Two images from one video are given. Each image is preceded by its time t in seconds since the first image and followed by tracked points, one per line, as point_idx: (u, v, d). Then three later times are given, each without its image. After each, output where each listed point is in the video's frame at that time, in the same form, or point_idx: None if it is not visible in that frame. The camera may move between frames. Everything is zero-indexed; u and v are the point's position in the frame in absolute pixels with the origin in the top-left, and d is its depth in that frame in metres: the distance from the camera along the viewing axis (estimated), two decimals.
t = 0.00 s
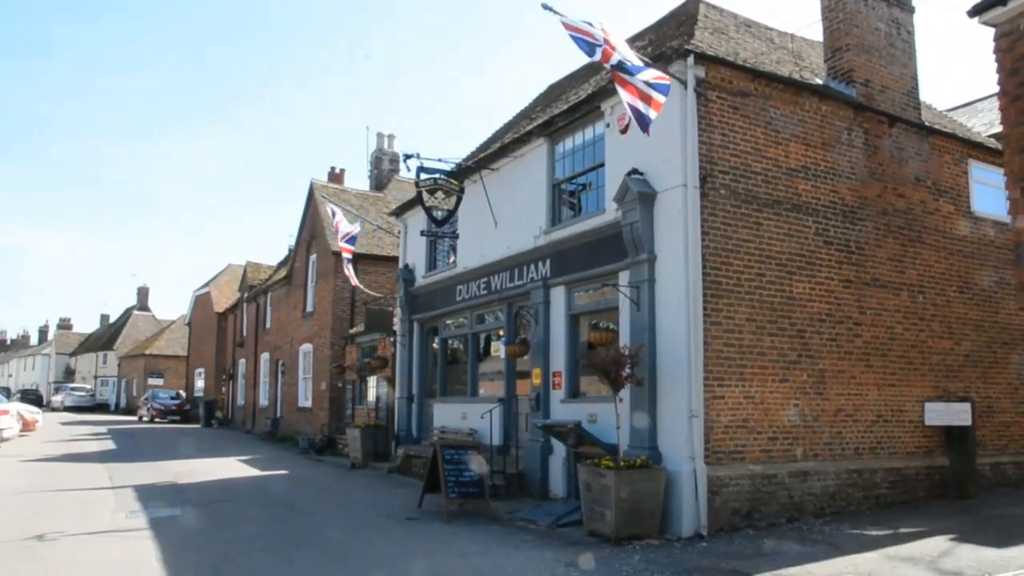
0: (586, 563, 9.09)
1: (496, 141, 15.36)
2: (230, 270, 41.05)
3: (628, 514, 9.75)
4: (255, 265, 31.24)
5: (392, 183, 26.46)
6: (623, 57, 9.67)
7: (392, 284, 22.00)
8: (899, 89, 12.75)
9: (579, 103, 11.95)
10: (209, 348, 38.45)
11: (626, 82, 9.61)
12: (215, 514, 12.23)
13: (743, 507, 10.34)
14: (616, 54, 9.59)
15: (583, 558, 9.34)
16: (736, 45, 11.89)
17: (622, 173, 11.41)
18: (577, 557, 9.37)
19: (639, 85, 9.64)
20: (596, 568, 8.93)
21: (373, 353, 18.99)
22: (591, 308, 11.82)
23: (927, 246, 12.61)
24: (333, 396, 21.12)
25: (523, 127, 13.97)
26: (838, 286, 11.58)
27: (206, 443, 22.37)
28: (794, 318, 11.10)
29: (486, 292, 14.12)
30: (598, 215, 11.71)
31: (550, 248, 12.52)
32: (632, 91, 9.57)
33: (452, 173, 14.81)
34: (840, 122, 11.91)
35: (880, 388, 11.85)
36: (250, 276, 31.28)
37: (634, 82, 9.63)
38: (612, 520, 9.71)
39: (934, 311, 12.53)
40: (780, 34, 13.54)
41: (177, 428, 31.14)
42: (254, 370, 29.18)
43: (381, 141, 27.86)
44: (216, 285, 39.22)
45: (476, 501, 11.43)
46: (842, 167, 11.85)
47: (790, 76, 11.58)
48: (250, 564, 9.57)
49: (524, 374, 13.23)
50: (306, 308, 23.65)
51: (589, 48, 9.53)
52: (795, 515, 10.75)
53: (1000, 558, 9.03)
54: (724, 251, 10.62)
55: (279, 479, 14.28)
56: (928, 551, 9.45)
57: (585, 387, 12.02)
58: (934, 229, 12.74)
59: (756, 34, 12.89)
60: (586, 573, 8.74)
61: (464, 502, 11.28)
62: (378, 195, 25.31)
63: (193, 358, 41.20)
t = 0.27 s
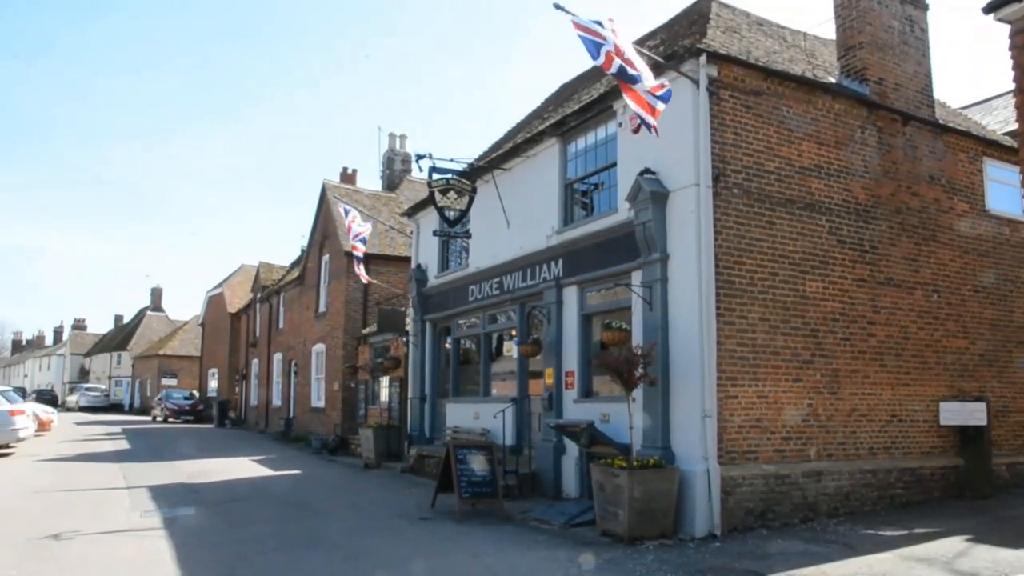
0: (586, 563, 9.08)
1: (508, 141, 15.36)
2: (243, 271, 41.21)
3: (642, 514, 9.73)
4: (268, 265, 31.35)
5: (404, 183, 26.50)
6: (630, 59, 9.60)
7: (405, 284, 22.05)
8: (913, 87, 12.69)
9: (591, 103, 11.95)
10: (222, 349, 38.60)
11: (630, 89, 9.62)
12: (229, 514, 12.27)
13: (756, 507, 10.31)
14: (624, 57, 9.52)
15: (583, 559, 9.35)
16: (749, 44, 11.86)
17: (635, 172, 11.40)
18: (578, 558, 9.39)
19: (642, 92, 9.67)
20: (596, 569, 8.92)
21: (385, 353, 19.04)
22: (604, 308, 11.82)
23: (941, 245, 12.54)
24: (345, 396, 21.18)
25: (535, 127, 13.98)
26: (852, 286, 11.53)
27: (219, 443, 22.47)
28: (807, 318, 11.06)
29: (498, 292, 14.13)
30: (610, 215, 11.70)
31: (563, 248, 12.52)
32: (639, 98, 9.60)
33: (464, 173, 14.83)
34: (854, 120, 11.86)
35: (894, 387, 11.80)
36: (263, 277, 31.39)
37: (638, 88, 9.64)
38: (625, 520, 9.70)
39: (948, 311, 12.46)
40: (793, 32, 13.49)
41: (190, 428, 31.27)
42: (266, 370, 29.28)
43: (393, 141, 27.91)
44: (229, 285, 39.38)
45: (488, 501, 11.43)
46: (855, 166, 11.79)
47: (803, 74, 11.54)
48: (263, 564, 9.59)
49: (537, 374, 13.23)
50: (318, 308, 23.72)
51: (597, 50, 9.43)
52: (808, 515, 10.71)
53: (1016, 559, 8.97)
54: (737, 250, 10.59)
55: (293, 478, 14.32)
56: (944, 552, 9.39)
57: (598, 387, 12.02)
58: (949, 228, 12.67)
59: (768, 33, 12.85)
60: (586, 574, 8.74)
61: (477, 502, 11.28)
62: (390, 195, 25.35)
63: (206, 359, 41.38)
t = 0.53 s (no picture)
0: (586, 563, 9.07)
1: (518, 139, 15.36)
2: (254, 270, 41.33)
3: (653, 513, 9.72)
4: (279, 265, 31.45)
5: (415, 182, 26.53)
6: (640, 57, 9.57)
7: (415, 284, 22.08)
8: (925, 84, 12.63)
9: (601, 101, 11.93)
10: (233, 348, 38.74)
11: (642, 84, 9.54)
12: (241, 513, 12.30)
13: (768, 505, 10.28)
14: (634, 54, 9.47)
15: (583, 559, 9.34)
16: (760, 41, 11.82)
17: (646, 171, 11.38)
18: (579, 558, 9.36)
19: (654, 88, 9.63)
20: (596, 568, 8.91)
21: (396, 352, 19.07)
22: (615, 306, 11.81)
23: (954, 243, 12.48)
24: (356, 396, 21.22)
25: (545, 125, 13.97)
26: (864, 284, 11.48)
27: (231, 442, 22.54)
28: (819, 316, 11.02)
29: (509, 291, 14.14)
30: (621, 214, 11.68)
31: (573, 246, 12.51)
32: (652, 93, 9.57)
33: (474, 172, 14.84)
34: (865, 118, 11.81)
35: (907, 386, 11.75)
36: (273, 276, 31.49)
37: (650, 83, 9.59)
38: (636, 519, 9.68)
39: (961, 309, 12.40)
40: (804, 29, 13.44)
41: (202, 427, 31.37)
42: (278, 369, 29.36)
43: (404, 140, 27.95)
44: (240, 285, 39.51)
45: (499, 500, 11.44)
46: (867, 163, 11.75)
47: (815, 72, 11.50)
48: (275, 562, 9.60)
49: (548, 373, 13.24)
50: (329, 308, 23.78)
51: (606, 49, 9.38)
52: (820, 514, 10.68)
53: None
54: (748, 248, 10.57)
55: (304, 477, 14.35)
56: (957, 551, 9.34)
57: (609, 386, 12.01)
58: (961, 226, 12.61)
59: (779, 30, 12.80)
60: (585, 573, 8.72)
61: (488, 500, 11.29)
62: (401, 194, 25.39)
63: (217, 358, 41.51)
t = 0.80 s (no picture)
0: (584, 563, 9.08)
1: (530, 139, 15.36)
2: (267, 270, 41.48)
3: (666, 512, 9.70)
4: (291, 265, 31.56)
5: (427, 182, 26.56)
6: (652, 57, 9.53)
7: (427, 283, 22.12)
8: (939, 80, 12.55)
9: (613, 100, 11.92)
10: (246, 348, 38.89)
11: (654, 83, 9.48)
12: (254, 512, 12.35)
13: (781, 505, 10.25)
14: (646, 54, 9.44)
15: (582, 559, 9.37)
16: (772, 39, 11.78)
17: (658, 169, 11.36)
18: (577, 557, 9.43)
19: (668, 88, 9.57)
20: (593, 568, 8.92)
21: (408, 352, 19.11)
22: (627, 306, 11.79)
23: (969, 241, 12.40)
24: (369, 395, 21.27)
25: (557, 125, 13.96)
26: (877, 282, 11.42)
27: (244, 442, 22.63)
28: (833, 315, 10.98)
29: (521, 291, 14.14)
30: (633, 212, 11.66)
31: (586, 246, 12.50)
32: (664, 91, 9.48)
33: (486, 172, 14.84)
34: (879, 115, 11.75)
35: (921, 385, 11.68)
36: (286, 277, 31.60)
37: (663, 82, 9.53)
38: (649, 518, 9.66)
39: (976, 307, 12.32)
40: (816, 27, 13.38)
41: (215, 427, 31.51)
42: (290, 369, 29.45)
43: (415, 140, 27.98)
44: (253, 285, 39.66)
45: (512, 500, 11.43)
46: (880, 161, 11.68)
47: (828, 69, 11.45)
48: (288, 561, 9.63)
49: (560, 372, 13.23)
50: (341, 307, 23.84)
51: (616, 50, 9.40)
52: (834, 514, 10.63)
53: None
54: (761, 247, 10.53)
55: (318, 477, 14.38)
56: (973, 551, 9.28)
57: (622, 385, 11.99)
58: (975, 224, 12.52)
59: (792, 28, 12.75)
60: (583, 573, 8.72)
61: (501, 500, 11.29)
62: (412, 194, 25.42)
63: (230, 358, 41.68)
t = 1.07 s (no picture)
0: (585, 563, 9.12)
1: (545, 139, 15.36)
2: (282, 272, 41.67)
3: (683, 513, 9.67)
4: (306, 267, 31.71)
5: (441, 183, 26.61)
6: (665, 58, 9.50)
7: (443, 284, 22.16)
8: (956, 77, 12.46)
9: (627, 100, 11.90)
10: (262, 350, 39.07)
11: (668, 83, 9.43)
12: (271, 513, 12.40)
13: (799, 505, 10.20)
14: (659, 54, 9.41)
15: (582, 559, 9.42)
16: (786, 37, 11.72)
17: (673, 169, 11.33)
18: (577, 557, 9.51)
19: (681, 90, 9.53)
20: (594, 569, 8.96)
21: (424, 353, 19.16)
22: (643, 306, 11.77)
23: (986, 238, 12.30)
24: (384, 397, 21.33)
25: (571, 125, 13.96)
26: (894, 281, 11.35)
27: (261, 443, 22.74)
28: (849, 314, 10.92)
29: (536, 291, 14.15)
30: (648, 212, 11.64)
31: (601, 246, 12.49)
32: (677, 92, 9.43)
33: (501, 173, 14.86)
34: (895, 113, 11.68)
35: (939, 384, 11.60)
36: (301, 278, 31.74)
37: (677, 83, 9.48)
38: (666, 519, 9.64)
39: (995, 305, 12.23)
40: (831, 24, 13.32)
41: (232, 428, 31.69)
42: (306, 370, 29.58)
43: (430, 141, 28.03)
44: (269, 286, 39.85)
45: (529, 500, 11.43)
46: (897, 159, 11.61)
47: (842, 67, 11.39)
48: (305, 562, 9.67)
49: (576, 373, 13.23)
50: (357, 309, 23.92)
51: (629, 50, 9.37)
52: (853, 514, 10.57)
53: None
54: (777, 246, 10.49)
55: (335, 478, 14.44)
56: (994, 551, 9.20)
57: (638, 385, 11.98)
58: (995, 221, 12.42)
59: (806, 26, 12.69)
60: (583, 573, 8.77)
61: (517, 501, 11.29)
62: (427, 195, 25.47)
63: (246, 360, 41.88)
